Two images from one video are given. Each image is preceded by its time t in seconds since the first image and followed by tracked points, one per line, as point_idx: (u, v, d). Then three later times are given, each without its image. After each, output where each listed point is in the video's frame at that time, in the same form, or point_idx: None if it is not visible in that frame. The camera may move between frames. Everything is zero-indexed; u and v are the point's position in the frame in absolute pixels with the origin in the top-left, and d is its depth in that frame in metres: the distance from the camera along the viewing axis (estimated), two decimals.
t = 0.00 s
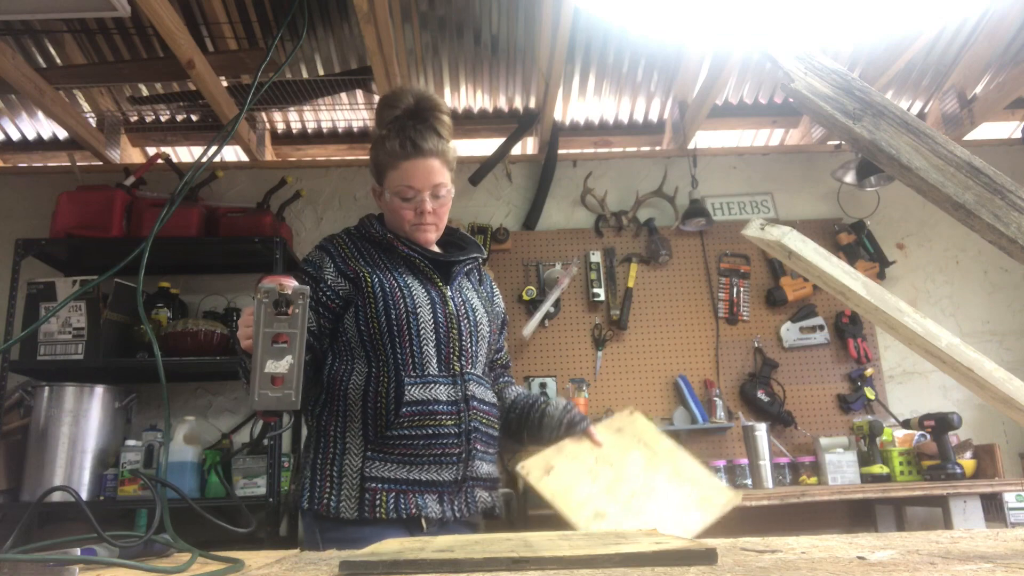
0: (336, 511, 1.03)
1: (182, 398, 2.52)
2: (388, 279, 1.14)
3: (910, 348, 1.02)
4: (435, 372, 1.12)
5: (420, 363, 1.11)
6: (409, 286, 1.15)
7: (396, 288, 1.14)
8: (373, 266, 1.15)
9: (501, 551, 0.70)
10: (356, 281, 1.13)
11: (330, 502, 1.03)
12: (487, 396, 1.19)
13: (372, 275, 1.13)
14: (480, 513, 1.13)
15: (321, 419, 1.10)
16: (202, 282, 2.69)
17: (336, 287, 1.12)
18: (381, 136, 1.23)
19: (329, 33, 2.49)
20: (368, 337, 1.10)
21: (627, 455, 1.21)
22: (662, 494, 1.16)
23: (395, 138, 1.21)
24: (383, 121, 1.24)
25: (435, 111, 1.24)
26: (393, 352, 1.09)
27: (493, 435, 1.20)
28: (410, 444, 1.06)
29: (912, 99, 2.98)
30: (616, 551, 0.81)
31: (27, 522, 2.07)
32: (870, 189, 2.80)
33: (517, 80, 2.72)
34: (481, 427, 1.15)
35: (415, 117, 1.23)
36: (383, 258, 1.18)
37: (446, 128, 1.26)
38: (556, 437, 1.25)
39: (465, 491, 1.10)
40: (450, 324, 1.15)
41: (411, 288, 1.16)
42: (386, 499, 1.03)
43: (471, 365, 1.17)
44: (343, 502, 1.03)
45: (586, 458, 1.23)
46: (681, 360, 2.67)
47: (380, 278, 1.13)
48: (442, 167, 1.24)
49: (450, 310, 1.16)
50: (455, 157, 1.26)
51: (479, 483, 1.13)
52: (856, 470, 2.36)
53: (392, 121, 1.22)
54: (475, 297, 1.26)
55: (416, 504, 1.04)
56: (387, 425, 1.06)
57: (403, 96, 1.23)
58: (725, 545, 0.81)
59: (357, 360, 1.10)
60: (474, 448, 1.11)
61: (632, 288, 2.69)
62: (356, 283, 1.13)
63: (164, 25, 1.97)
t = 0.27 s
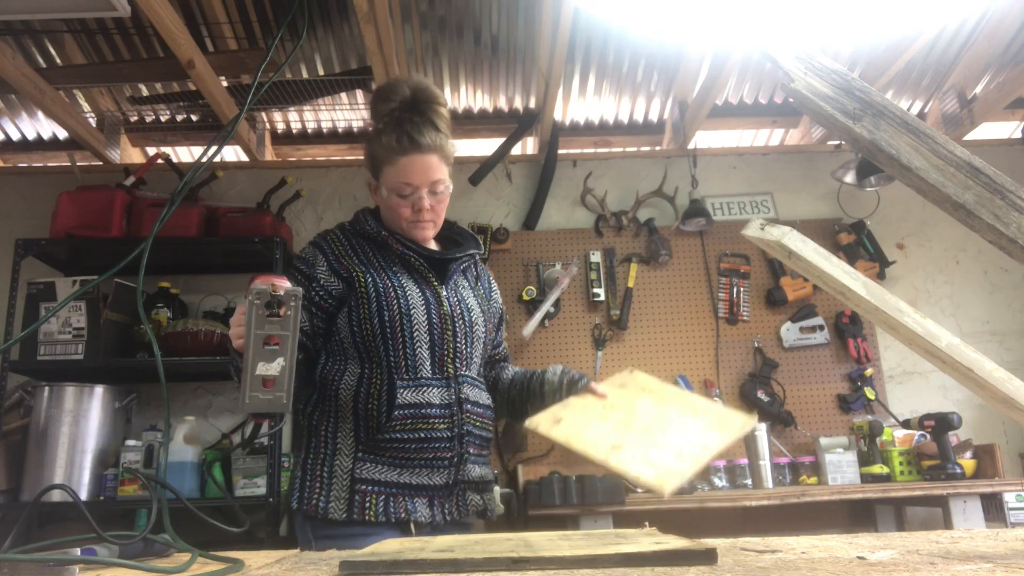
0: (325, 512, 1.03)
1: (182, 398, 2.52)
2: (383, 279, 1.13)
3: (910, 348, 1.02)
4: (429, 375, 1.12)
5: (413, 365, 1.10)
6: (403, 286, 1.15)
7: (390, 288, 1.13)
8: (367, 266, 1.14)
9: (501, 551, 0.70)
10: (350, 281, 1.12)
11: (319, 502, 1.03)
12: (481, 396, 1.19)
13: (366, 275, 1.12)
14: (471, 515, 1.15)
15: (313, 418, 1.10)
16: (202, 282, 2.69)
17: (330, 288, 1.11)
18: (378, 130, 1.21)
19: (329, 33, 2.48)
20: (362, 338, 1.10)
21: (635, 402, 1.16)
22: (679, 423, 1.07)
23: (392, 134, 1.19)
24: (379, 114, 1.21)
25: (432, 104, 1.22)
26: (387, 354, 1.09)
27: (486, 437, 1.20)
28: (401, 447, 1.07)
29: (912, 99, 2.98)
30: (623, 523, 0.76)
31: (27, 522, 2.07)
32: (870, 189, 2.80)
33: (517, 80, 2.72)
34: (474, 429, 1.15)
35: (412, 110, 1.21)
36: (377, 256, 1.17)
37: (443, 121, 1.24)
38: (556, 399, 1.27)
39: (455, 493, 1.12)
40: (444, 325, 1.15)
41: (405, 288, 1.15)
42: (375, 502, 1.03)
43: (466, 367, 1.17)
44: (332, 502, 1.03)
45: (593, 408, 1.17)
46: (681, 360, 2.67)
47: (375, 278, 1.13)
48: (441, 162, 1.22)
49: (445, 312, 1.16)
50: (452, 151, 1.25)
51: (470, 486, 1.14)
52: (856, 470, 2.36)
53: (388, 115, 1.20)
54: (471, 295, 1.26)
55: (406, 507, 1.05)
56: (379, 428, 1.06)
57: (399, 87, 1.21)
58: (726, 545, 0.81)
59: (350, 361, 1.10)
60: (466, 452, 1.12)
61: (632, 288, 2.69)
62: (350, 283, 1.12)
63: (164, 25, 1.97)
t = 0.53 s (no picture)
0: (312, 525, 1.01)
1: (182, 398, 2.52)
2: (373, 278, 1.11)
3: (910, 348, 1.02)
4: (419, 380, 1.10)
5: (405, 370, 1.09)
6: (394, 287, 1.13)
7: (380, 287, 1.11)
8: (356, 263, 1.12)
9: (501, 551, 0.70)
10: (337, 279, 1.10)
11: (305, 515, 1.02)
12: (474, 397, 1.18)
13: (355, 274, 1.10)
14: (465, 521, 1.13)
15: (300, 423, 1.08)
16: (202, 282, 2.69)
17: (314, 288, 1.09)
18: (369, 116, 1.16)
19: (329, 33, 2.48)
20: (352, 341, 1.09)
21: (636, 365, 1.12)
22: (683, 380, 1.02)
23: (382, 120, 1.15)
24: (369, 98, 1.17)
25: (425, 87, 1.19)
26: (376, 358, 1.08)
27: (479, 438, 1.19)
28: (391, 455, 1.06)
29: (912, 99, 2.98)
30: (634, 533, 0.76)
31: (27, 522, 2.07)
32: (870, 189, 2.80)
33: (517, 80, 2.72)
34: (467, 433, 1.14)
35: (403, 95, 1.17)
36: (367, 251, 1.14)
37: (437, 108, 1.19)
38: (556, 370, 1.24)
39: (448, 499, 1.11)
40: (436, 326, 1.13)
41: (396, 287, 1.13)
42: (364, 515, 1.02)
43: (457, 370, 1.15)
44: (319, 515, 1.02)
45: (594, 370, 1.11)
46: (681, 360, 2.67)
47: (365, 278, 1.11)
48: (435, 152, 1.17)
49: (438, 313, 1.14)
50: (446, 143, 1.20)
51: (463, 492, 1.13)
52: (856, 470, 2.36)
53: (379, 99, 1.16)
54: (465, 292, 1.23)
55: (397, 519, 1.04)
56: (368, 436, 1.05)
57: (390, 68, 1.17)
58: (726, 545, 0.81)
59: (339, 365, 1.09)
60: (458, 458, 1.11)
61: (632, 288, 2.69)
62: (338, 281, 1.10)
63: (165, 25, 1.97)
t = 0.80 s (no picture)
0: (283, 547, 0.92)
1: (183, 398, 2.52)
2: (342, 270, 0.88)
3: (910, 348, 1.02)
4: (397, 406, 0.89)
5: (379, 392, 0.88)
6: (370, 282, 0.90)
7: (350, 289, 0.88)
8: (324, 247, 0.88)
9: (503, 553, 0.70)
10: (297, 266, 0.86)
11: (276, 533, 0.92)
12: (470, 415, 0.98)
13: (320, 262, 0.87)
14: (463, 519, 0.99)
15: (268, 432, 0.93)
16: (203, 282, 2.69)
17: (251, 284, 0.80)
18: (325, 26, 0.94)
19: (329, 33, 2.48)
20: (311, 350, 0.87)
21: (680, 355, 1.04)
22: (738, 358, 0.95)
23: (341, 28, 0.93)
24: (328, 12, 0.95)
25: None
26: (343, 379, 0.87)
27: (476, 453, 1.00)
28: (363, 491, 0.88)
29: (912, 99, 2.98)
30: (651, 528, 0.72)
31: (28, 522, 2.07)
32: (870, 189, 2.80)
33: (517, 80, 2.72)
34: (454, 463, 0.94)
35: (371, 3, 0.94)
36: (340, 230, 0.91)
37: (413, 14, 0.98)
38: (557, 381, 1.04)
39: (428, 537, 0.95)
40: (420, 338, 0.91)
41: (371, 283, 0.90)
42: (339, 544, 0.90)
43: (446, 388, 0.94)
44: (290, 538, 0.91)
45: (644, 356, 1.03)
46: (681, 360, 2.67)
47: (331, 270, 0.88)
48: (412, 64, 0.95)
49: (421, 321, 0.92)
50: (426, 47, 0.98)
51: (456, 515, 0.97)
52: (856, 470, 2.36)
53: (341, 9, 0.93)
54: (461, 289, 1.00)
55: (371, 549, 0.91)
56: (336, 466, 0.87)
57: None
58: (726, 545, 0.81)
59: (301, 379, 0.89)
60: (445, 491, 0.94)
61: (632, 288, 2.70)
62: (303, 265, 0.86)
63: (164, 25, 1.97)
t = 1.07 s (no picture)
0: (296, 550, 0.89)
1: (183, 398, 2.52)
2: (355, 270, 0.85)
3: (910, 348, 1.02)
4: (404, 405, 0.86)
5: (386, 391, 0.85)
6: (381, 281, 0.86)
7: (364, 289, 0.84)
8: (339, 247, 0.84)
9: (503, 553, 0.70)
10: (311, 270, 0.82)
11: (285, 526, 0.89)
12: (480, 419, 0.93)
13: (333, 263, 0.83)
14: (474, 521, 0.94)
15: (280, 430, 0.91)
16: (202, 283, 2.70)
17: (271, 287, 0.78)
18: (355, 39, 0.85)
19: (329, 33, 2.48)
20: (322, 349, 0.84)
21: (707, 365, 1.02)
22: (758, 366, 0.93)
23: (372, 43, 0.84)
24: (357, 23, 0.85)
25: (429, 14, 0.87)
26: (354, 378, 0.84)
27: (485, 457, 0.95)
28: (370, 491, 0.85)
29: (912, 99, 2.98)
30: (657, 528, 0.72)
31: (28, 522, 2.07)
32: (870, 189, 2.80)
33: (517, 80, 2.72)
34: (461, 468, 0.90)
35: (403, 17, 0.85)
36: (357, 233, 0.86)
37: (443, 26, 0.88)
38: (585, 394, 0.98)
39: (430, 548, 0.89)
40: (430, 339, 0.87)
41: (383, 282, 0.86)
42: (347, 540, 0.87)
43: (455, 390, 0.90)
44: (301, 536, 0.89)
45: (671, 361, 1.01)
46: (681, 361, 2.67)
47: (344, 270, 0.84)
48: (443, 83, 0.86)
49: (432, 322, 0.88)
50: (455, 59, 0.89)
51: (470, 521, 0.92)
52: (856, 470, 2.36)
53: (370, 26, 0.84)
54: (478, 292, 0.94)
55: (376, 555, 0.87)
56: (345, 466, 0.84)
57: None
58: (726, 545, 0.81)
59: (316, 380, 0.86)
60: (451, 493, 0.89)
61: (632, 288, 2.70)
62: (318, 270, 0.83)
63: (165, 25, 1.97)
